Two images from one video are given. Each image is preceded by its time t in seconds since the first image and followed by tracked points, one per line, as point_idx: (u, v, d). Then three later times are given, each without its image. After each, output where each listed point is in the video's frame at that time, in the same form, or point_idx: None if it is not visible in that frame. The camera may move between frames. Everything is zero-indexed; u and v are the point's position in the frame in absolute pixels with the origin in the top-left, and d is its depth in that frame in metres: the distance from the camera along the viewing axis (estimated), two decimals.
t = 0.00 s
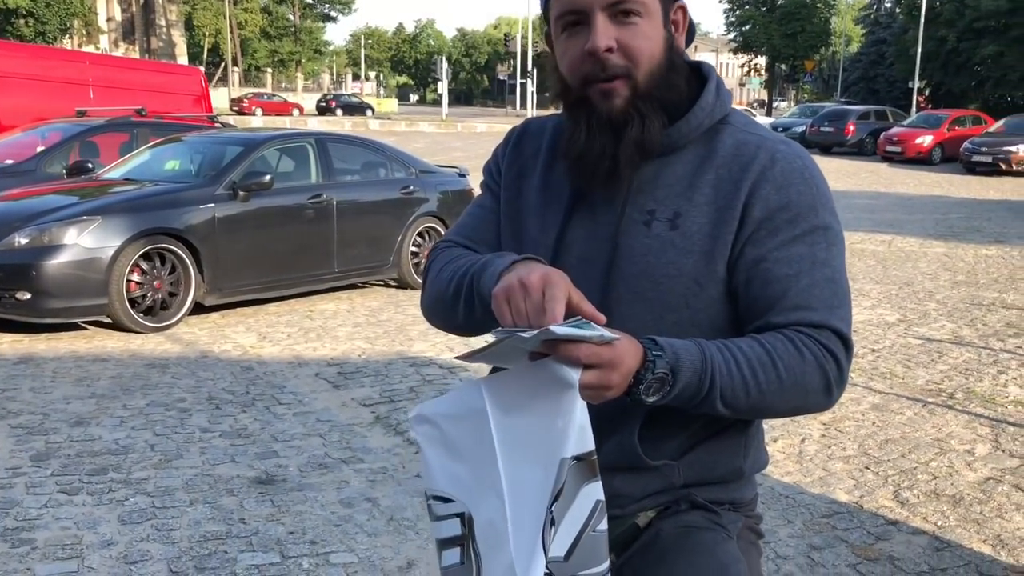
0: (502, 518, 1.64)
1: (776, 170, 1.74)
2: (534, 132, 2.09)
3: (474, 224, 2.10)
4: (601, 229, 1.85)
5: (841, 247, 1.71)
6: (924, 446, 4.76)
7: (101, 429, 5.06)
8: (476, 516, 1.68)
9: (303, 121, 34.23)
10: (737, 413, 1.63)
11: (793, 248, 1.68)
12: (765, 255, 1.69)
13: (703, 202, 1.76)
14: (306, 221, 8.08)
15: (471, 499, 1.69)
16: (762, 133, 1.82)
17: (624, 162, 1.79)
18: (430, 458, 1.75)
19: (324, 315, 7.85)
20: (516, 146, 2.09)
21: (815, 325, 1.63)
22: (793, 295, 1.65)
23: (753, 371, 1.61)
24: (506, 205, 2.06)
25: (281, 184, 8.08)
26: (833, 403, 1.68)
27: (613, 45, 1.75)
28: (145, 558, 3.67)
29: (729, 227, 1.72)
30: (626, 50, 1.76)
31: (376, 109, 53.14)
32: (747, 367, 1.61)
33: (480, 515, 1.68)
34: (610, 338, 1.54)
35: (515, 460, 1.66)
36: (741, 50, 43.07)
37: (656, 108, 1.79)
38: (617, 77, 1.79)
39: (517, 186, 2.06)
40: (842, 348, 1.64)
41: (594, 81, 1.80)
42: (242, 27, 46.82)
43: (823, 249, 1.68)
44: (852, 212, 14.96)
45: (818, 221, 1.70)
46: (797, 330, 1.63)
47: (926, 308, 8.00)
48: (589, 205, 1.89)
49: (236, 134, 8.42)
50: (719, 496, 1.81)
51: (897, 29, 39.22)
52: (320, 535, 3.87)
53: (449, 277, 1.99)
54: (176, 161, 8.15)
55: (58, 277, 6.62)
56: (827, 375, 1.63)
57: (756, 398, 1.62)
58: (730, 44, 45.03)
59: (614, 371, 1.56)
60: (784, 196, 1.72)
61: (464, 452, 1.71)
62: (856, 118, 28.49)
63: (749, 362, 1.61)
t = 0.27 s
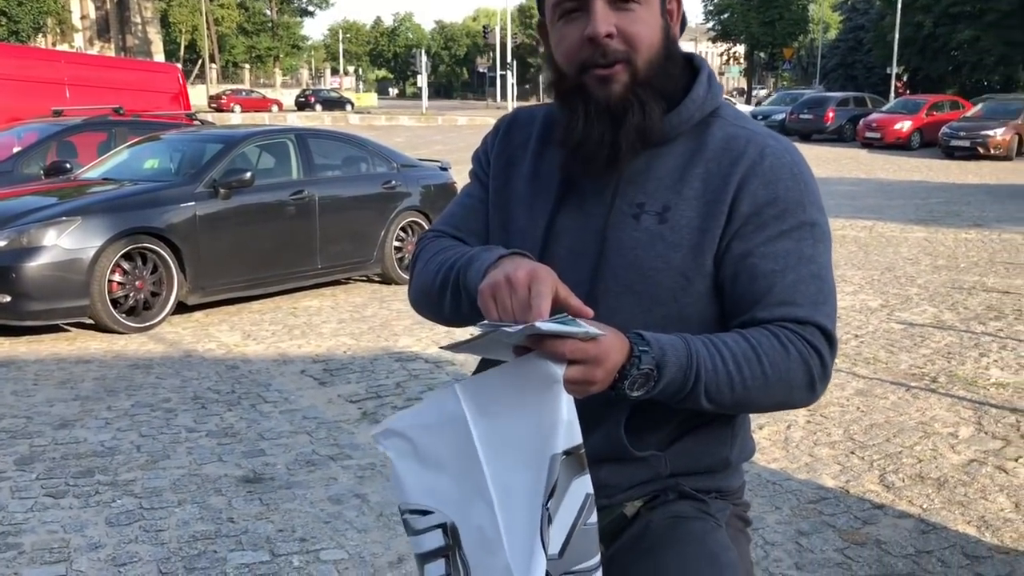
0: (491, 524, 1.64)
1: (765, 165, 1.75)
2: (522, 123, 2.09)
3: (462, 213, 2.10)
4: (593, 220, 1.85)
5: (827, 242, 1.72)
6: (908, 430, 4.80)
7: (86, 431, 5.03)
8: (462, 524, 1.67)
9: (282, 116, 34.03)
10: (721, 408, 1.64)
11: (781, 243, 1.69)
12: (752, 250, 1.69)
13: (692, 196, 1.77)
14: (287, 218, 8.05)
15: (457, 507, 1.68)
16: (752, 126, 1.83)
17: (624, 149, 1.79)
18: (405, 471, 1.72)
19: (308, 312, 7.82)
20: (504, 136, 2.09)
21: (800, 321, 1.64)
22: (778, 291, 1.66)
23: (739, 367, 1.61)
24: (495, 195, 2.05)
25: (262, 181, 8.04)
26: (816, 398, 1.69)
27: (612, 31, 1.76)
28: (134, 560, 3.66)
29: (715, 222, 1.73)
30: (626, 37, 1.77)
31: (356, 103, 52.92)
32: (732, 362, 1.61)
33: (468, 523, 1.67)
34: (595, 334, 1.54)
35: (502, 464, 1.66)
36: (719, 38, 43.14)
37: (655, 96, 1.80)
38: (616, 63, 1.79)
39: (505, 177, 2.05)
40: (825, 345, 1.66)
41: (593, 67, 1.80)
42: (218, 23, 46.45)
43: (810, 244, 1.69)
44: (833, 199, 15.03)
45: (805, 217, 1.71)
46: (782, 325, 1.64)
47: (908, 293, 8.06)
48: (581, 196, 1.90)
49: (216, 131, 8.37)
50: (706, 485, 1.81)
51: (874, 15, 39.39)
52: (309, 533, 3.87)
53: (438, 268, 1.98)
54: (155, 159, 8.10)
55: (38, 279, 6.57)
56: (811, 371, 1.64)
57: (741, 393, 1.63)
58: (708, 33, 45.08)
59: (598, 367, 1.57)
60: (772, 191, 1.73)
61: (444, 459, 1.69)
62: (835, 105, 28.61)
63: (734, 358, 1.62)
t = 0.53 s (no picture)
0: (477, 510, 1.65)
1: (750, 151, 1.76)
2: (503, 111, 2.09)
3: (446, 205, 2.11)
4: (578, 209, 1.85)
5: (811, 227, 1.73)
6: (889, 412, 4.84)
7: (67, 426, 5.00)
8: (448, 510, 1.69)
9: (259, 108, 33.78)
10: (708, 392, 1.66)
11: (767, 229, 1.70)
12: (737, 237, 1.70)
13: (679, 180, 1.77)
14: (266, 209, 8.00)
15: (444, 493, 1.69)
16: (736, 113, 1.84)
17: (610, 139, 1.79)
18: (387, 461, 1.75)
19: (289, 304, 7.79)
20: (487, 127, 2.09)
21: (786, 306, 1.65)
22: (764, 277, 1.67)
23: (725, 352, 1.63)
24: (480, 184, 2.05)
25: (241, 173, 7.99)
26: (802, 382, 1.71)
27: (599, 22, 1.77)
28: (119, 554, 3.64)
29: (701, 210, 1.74)
30: (612, 27, 1.78)
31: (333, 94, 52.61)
32: (719, 347, 1.63)
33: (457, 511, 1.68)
34: (584, 321, 1.55)
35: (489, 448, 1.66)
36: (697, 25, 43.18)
37: (641, 85, 1.80)
38: (602, 53, 1.79)
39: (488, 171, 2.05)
40: (811, 329, 1.67)
41: (580, 57, 1.80)
42: (192, 14, 45.98)
43: (795, 230, 1.70)
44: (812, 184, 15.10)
45: (790, 202, 1.72)
46: (769, 310, 1.65)
47: (886, 277, 8.12)
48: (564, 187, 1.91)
49: (193, 123, 8.31)
50: (692, 468, 1.82)
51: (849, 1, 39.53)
52: (295, 524, 3.86)
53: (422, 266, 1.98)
54: (131, 153, 8.03)
55: (15, 274, 6.51)
56: (797, 356, 1.65)
57: (727, 377, 1.64)
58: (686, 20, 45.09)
59: (586, 353, 1.58)
60: (757, 177, 1.73)
61: (429, 446, 1.71)
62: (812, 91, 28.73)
63: (721, 342, 1.63)
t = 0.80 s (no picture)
0: (465, 448, 1.76)
1: (718, 130, 1.77)
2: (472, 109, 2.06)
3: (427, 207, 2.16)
4: (547, 221, 1.88)
5: (787, 196, 1.76)
6: (869, 397, 4.93)
7: (58, 413, 5.04)
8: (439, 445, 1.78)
9: (245, 98, 33.71)
10: (696, 351, 1.69)
11: (744, 202, 1.72)
12: (715, 213, 1.73)
13: (648, 172, 1.79)
14: (254, 200, 8.03)
15: (429, 429, 1.79)
16: (700, 91, 1.83)
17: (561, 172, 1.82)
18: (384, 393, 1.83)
19: (278, 294, 7.83)
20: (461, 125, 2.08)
21: (772, 271, 1.68)
22: (747, 247, 1.69)
23: (714, 313, 1.65)
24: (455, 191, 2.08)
25: (229, 163, 8.02)
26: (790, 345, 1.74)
27: (528, 84, 1.71)
28: (111, 538, 3.70)
29: (673, 191, 1.76)
30: (545, 85, 1.72)
31: (320, 84, 52.51)
32: (709, 308, 1.65)
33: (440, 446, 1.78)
34: (570, 283, 1.59)
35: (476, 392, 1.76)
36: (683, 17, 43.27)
37: (585, 115, 1.78)
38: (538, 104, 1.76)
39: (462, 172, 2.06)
40: (798, 294, 1.70)
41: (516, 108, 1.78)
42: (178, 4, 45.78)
43: (770, 201, 1.72)
44: (796, 175, 15.21)
45: (765, 173, 1.74)
46: (756, 275, 1.68)
47: (868, 265, 8.22)
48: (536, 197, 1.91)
49: (181, 114, 8.33)
50: (682, 440, 1.84)
51: None
52: (285, 508, 3.92)
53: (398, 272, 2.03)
54: (119, 143, 8.04)
55: (4, 264, 6.53)
56: (785, 317, 1.68)
57: (717, 336, 1.67)
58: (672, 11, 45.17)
59: (573, 314, 1.62)
60: (728, 154, 1.75)
61: (420, 383, 1.79)
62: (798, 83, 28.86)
63: (709, 303, 1.66)
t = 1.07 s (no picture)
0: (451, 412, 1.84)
1: (667, 114, 1.76)
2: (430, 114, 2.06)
3: (404, 202, 2.20)
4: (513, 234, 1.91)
5: (748, 167, 1.74)
6: (858, 388, 4.98)
7: (54, 403, 5.09)
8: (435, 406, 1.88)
9: (243, 91, 33.69)
10: (669, 318, 1.69)
11: (699, 181, 1.71)
12: (673, 198, 1.73)
13: (604, 168, 1.79)
14: (250, 192, 8.06)
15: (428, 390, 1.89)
16: (649, 79, 1.81)
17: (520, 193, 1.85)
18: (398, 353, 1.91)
19: (274, 286, 7.87)
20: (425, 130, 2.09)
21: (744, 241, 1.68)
22: (715, 221, 1.69)
23: (685, 281, 1.66)
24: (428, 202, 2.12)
25: (225, 156, 8.05)
26: (768, 312, 1.74)
27: (465, 126, 1.72)
28: (106, 525, 3.74)
29: (630, 179, 1.77)
30: (481, 125, 1.73)
31: (319, 77, 52.50)
32: (679, 277, 1.66)
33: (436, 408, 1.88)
34: (536, 260, 1.62)
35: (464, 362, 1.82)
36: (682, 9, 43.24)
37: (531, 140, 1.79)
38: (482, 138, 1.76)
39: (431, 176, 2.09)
40: (771, 260, 1.70)
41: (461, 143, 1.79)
42: None
43: (725, 176, 1.71)
44: (793, 168, 15.25)
45: (721, 148, 1.73)
46: (727, 246, 1.68)
47: (862, 259, 8.26)
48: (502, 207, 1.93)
49: (177, 106, 8.35)
50: (667, 417, 1.82)
51: None
52: (279, 496, 3.97)
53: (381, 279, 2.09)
54: (115, 135, 8.07)
55: None
56: (759, 283, 1.68)
57: (689, 302, 1.67)
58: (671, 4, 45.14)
59: (543, 288, 1.65)
60: (680, 135, 1.74)
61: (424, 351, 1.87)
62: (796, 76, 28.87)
63: (681, 271, 1.66)
